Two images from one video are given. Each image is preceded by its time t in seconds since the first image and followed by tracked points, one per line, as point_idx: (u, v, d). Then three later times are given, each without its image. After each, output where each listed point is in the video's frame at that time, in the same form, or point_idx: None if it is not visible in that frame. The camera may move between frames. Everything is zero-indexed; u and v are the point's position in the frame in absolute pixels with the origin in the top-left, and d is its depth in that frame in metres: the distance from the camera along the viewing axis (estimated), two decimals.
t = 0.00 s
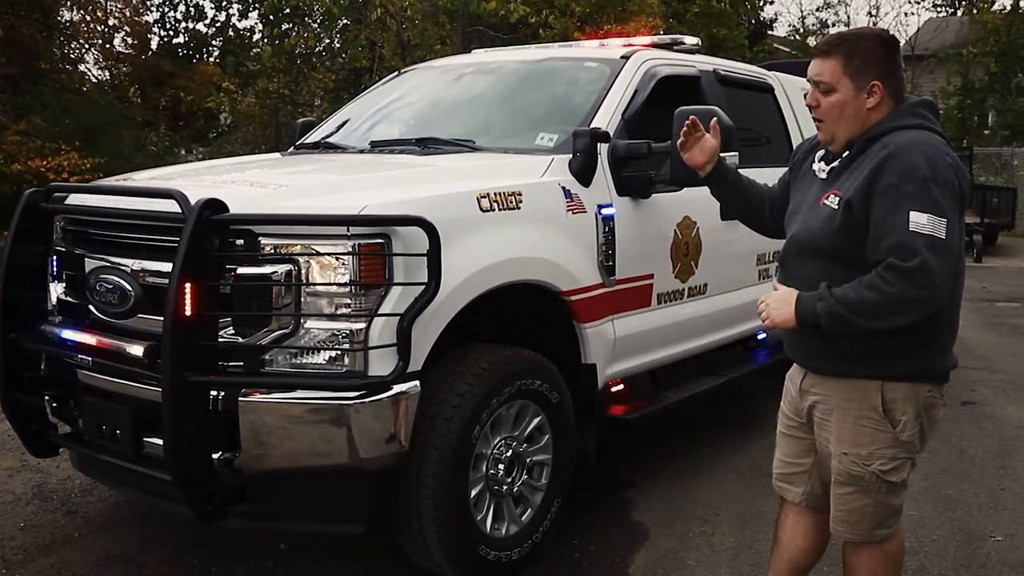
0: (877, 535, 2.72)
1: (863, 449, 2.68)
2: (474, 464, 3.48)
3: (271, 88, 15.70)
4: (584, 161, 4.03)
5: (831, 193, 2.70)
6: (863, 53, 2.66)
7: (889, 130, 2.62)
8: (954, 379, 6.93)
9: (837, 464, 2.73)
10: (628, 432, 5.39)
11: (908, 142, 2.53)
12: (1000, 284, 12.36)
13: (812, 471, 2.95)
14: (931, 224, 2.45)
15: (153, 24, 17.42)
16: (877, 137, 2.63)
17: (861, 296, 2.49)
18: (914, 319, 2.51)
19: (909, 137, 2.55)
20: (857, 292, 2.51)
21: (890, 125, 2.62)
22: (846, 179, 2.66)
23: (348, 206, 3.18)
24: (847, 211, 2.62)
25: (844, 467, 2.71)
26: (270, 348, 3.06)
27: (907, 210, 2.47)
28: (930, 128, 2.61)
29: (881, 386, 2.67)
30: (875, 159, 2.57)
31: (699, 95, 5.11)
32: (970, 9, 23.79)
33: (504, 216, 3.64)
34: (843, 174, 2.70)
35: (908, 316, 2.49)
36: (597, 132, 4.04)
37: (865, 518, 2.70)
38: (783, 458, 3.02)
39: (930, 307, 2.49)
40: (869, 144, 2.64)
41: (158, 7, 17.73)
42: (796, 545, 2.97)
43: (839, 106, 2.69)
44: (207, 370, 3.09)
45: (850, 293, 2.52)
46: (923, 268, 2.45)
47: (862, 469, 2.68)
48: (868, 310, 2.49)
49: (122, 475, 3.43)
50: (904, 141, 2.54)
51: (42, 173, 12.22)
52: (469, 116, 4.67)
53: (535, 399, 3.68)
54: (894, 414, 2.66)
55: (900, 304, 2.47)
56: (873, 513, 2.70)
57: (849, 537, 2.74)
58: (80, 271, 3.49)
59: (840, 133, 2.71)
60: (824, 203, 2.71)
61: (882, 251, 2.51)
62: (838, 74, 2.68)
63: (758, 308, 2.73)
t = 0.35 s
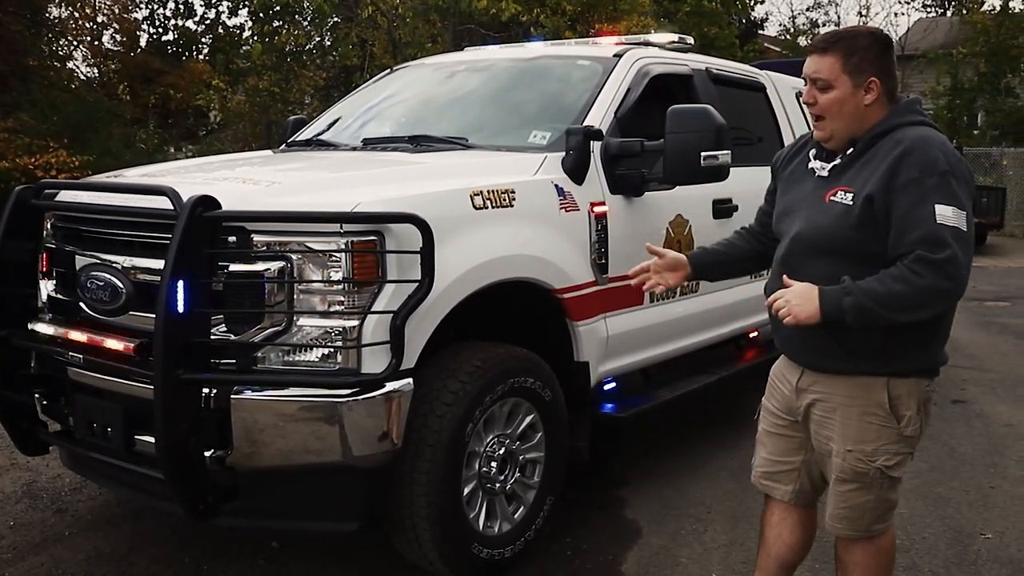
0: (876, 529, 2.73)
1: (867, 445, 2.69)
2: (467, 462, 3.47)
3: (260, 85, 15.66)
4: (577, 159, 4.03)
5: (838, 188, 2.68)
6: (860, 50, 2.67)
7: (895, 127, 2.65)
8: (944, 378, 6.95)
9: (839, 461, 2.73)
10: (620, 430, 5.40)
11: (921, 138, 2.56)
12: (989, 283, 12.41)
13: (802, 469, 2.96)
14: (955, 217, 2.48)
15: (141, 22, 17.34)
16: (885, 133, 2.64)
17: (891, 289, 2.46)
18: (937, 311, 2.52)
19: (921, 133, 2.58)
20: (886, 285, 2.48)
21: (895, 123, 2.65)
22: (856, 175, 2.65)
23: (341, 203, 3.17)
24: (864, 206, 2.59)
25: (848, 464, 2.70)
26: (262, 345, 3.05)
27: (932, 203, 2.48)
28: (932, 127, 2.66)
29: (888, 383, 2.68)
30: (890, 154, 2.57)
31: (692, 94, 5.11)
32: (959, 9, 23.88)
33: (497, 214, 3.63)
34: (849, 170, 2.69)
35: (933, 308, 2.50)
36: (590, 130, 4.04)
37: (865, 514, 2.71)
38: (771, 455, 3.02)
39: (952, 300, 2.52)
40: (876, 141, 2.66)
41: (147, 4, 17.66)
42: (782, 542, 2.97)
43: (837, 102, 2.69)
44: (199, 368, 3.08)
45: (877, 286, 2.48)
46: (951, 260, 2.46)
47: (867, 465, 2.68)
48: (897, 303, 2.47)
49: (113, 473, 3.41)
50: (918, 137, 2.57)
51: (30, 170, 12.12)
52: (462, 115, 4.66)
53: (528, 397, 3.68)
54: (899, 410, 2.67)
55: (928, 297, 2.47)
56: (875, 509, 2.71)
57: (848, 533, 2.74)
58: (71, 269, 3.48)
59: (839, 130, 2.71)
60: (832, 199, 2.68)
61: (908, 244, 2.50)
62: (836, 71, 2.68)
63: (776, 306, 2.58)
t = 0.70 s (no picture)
0: (890, 529, 2.75)
1: (882, 447, 2.70)
2: (464, 461, 3.48)
3: (255, 84, 15.64)
4: (573, 157, 4.03)
5: (842, 186, 2.68)
6: (857, 48, 2.68)
7: (896, 125, 2.65)
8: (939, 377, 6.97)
9: (855, 464, 2.73)
10: (616, 429, 5.40)
11: (926, 133, 2.58)
12: (984, 283, 12.44)
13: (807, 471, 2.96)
14: (965, 208, 2.49)
15: (136, 20, 17.32)
16: (888, 130, 2.65)
17: (908, 283, 2.46)
18: (949, 304, 2.52)
19: (924, 128, 2.60)
20: (901, 279, 2.47)
21: (895, 120, 2.64)
22: (863, 171, 2.66)
23: (338, 201, 3.16)
24: (873, 201, 2.60)
25: (864, 466, 2.71)
26: (259, 343, 3.04)
27: (943, 195, 2.49)
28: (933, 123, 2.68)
29: (900, 382, 2.69)
30: (896, 149, 2.58)
31: (688, 93, 5.11)
32: (954, 10, 23.92)
33: (494, 212, 3.63)
34: (852, 167, 2.69)
35: (946, 301, 2.50)
36: (587, 129, 4.05)
37: (881, 515, 2.72)
38: (773, 458, 3.02)
39: (965, 291, 2.52)
40: (878, 137, 2.66)
41: (142, 3, 17.63)
42: (785, 544, 2.97)
43: (835, 99, 2.70)
44: (195, 366, 3.08)
45: (892, 280, 2.47)
46: (964, 250, 2.47)
47: (883, 466, 2.69)
48: (913, 297, 2.46)
49: (110, 472, 3.41)
50: (922, 132, 2.58)
51: (24, 169, 12.07)
52: (458, 113, 4.66)
53: (524, 396, 3.68)
54: (914, 410, 2.69)
55: (943, 289, 2.47)
56: (891, 510, 2.72)
57: (858, 534, 2.75)
58: (67, 266, 3.47)
59: (836, 127, 2.71)
60: (837, 197, 2.68)
61: (920, 237, 2.50)
62: (832, 68, 2.69)
63: (791, 307, 2.54)
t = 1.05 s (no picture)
0: (871, 530, 2.73)
1: (859, 446, 2.69)
2: (465, 460, 3.47)
3: (259, 83, 15.66)
4: (575, 157, 4.03)
5: (838, 179, 2.69)
6: (851, 44, 2.70)
7: (893, 124, 2.63)
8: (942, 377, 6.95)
9: (833, 462, 2.73)
10: (618, 429, 5.39)
11: (921, 132, 2.56)
12: (988, 283, 12.42)
13: (800, 468, 2.95)
14: (948, 210, 2.47)
15: (140, 20, 17.34)
16: (885, 128, 2.63)
17: (880, 282, 2.47)
18: (927, 306, 2.51)
19: (922, 126, 2.58)
20: (876, 277, 2.48)
21: (893, 119, 2.63)
22: (855, 167, 2.66)
23: (340, 201, 3.16)
24: (857, 198, 2.61)
25: (841, 465, 2.71)
26: (260, 343, 3.04)
27: (925, 195, 2.48)
28: (937, 122, 2.65)
29: (878, 384, 2.68)
30: (888, 147, 2.57)
31: (691, 92, 5.11)
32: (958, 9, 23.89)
33: (495, 211, 3.63)
34: (850, 163, 2.69)
35: (922, 303, 2.49)
36: (588, 128, 4.04)
37: (859, 514, 2.71)
38: (770, 453, 3.02)
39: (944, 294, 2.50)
40: (876, 135, 2.65)
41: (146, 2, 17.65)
42: (781, 541, 2.97)
43: (827, 96, 2.76)
44: (196, 365, 3.08)
45: (868, 279, 2.48)
46: (942, 253, 2.45)
47: (860, 466, 2.68)
48: (885, 296, 2.47)
49: (111, 471, 3.41)
50: (917, 131, 2.56)
51: (28, 168, 12.08)
52: (461, 112, 4.66)
53: (526, 395, 3.68)
54: (892, 413, 2.67)
55: (918, 290, 2.47)
56: (870, 509, 2.71)
57: (849, 532, 2.74)
58: (69, 265, 3.47)
59: (831, 123, 2.77)
60: (831, 190, 2.70)
61: (900, 237, 2.50)
62: (826, 65, 2.75)
63: (769, 301, 2.60)
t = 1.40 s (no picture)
0: (836, 527, 2.75)
1: (818, 444, 2.72)
2: (465, 460, 3.48)
3: (263, 83, 15.69)
4: (576, 157, 4.03)
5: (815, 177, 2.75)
6: (848, 45, 2.72)
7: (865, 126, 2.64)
8: (945, 377, 6.95)
9: (794, 455, 2.78)
10: (618, 429, 5.39)
11: (883, 135, 2.53)
12: (992, 283, 12.39)
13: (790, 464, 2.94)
14: (880, 215, 2.45)
15: (145, 19, 17.37)
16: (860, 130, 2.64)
17: (804, 279, 2.56)
18: (857, 309, 2.52)
19: (888, 130, 2.55)
20: (804, 274, 2.57)
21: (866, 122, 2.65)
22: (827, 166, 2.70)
23: (339, 201, 3.16)
24: (816, 195, 2.67)
25: (801, 460, 2.75)
26: (259, 343, 3.04)
27: (860, 199, 2.48)
28: (918, 126, 2.59)
29: (833, 382, 2.70)
30: (850, 148, 2.58)
31: (693, 92, 5.10)
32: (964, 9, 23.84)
33: (495, 211, 3.63)
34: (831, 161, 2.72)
35: (847, 304, 2.52)
36: (589, 127, 4.04)
37: (820, 510, 2.74)
38: (767, 446, 3.02)
39: (873, 299, 2.50)
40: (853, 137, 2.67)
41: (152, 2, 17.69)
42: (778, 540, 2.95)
43: (825, 93, 2.80)
44: (196, 365, 3.08)
45: (797, 275, 2.58)
46: (864, 257, 2.45)
47: (817, 463, 2.71)
48: (808, 293, 2.56)
49: (111, 470, 3.42)
50: (879, 134, 2.54)
51: (33, 167, 12.11)
52: (463, 112, 4.66)
53: (526, 394, 3.68)
54: (847, 413, 2.68)
55: (839, 292, 2.50)
56: (831, 506, 2.73)
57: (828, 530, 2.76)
58: (71, 265, 3.47)
59: (830, 120, 2.82)
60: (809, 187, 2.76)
61: (834, 237, 2.53)
62: (827, 64, 2.78)
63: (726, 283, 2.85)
